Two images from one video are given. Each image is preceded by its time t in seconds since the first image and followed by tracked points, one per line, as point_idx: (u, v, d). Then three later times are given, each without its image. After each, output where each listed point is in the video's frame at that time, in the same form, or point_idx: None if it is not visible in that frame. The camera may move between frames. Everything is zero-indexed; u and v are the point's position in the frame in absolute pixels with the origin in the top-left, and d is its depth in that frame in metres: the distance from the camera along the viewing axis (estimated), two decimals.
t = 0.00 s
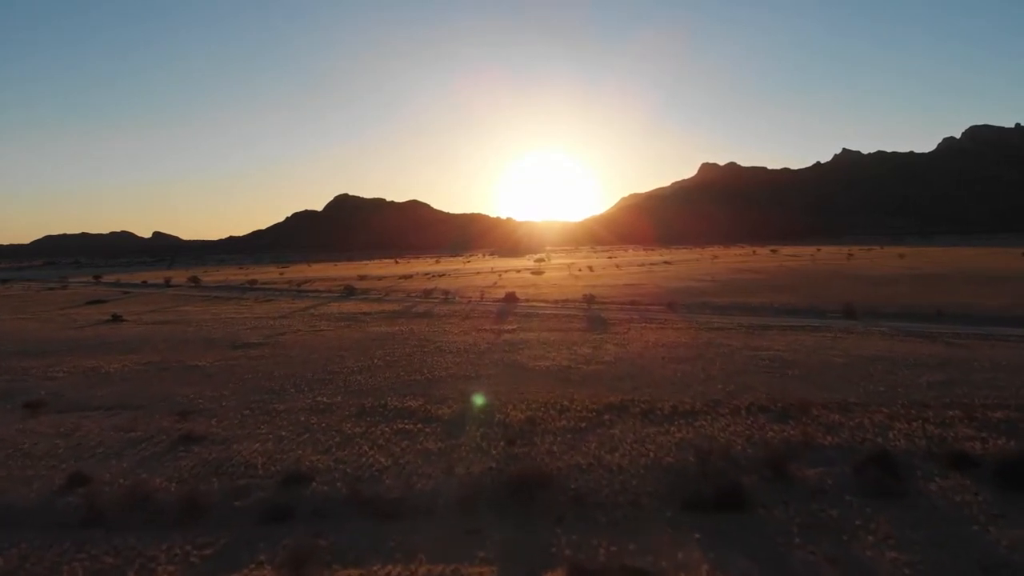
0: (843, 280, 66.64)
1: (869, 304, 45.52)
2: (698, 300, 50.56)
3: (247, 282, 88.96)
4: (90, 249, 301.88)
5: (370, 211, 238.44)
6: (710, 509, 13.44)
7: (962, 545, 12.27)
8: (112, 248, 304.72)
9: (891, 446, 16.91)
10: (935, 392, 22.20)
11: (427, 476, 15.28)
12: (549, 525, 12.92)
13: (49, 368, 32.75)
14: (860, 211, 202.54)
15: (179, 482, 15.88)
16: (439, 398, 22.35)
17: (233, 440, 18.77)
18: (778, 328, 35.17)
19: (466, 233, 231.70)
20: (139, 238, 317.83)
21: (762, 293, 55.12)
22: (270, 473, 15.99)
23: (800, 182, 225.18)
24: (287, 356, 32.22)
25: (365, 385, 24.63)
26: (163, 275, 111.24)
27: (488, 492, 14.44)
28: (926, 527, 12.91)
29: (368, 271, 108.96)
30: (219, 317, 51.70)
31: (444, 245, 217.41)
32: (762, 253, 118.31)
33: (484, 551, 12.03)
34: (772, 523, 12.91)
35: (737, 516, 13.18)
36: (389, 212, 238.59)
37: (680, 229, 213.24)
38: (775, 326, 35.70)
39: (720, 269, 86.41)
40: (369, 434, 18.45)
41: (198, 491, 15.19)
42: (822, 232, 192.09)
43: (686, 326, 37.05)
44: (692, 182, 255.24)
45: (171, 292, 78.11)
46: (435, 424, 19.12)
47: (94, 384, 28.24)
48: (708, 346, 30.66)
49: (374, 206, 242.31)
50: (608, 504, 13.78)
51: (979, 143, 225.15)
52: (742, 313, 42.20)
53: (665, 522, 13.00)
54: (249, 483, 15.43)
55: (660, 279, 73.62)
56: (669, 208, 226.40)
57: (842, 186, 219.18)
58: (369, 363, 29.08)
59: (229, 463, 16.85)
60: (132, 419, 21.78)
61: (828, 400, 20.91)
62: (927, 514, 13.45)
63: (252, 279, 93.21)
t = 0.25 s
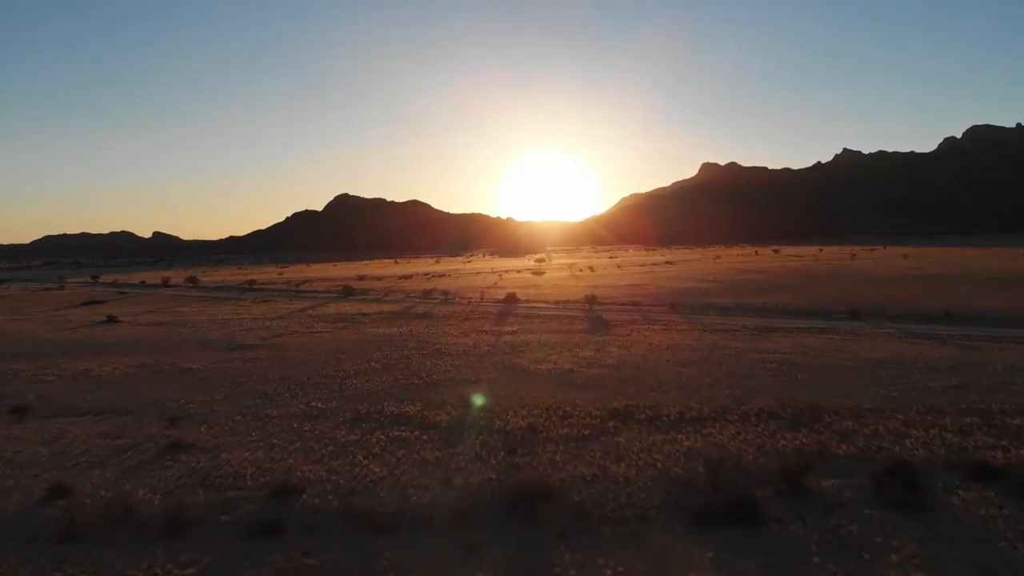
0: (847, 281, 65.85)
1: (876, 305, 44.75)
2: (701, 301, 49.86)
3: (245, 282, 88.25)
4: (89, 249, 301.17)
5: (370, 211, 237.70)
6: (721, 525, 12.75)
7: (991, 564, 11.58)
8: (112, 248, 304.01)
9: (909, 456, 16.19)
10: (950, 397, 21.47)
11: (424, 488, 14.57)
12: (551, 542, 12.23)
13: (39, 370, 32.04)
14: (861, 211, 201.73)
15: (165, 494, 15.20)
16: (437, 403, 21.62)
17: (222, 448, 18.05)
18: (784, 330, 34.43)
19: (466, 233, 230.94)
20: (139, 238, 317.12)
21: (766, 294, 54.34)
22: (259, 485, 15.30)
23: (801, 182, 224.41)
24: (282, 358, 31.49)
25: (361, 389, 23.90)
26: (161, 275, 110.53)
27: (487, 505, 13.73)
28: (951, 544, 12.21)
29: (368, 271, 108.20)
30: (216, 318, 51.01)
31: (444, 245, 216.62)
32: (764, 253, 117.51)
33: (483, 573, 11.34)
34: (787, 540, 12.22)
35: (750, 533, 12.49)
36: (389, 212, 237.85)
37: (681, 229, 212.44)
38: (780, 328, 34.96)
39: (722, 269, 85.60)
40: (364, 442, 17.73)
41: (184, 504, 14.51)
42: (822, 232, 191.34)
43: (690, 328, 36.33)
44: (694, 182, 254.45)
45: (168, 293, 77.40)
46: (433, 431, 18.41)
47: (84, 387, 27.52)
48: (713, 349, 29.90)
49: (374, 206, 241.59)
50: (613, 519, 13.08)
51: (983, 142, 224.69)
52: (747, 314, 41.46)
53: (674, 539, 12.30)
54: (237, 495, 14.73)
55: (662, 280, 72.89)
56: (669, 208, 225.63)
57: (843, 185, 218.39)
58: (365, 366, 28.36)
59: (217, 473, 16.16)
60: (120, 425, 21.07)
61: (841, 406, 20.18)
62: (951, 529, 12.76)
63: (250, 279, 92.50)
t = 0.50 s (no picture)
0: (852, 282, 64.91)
1: (884, 306, 43.86)
2: (704, 302, 49.00)
3: (242, 283, 87.33)
4: (88, 249, 300.07)
5: (369, 211, 236.79)
6: (736, 545, 11.87)
7: None
8: (110, 248, 302.98)
9: (933, 469, 15.31)
10: (970, 404, 20.57)
11: (419, 504, 13.70)
12: (554, 566, 11.36)
13: (26, 374, 31.15)
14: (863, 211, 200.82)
15: (145, 511, 14.33)
16: (434, 409, 20.77)
17: (208, 459, 17.17)
18: (790, 332, 33.61)
19: (466, 233, 230.03)
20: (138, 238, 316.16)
21: (770, 295, 53.44)
22: (245, 499, 14.43)
23: (802, 181, 223.52)
24: (278, 361, 30.65)
25: (356, 395, 23.01)
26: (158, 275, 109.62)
27: (486, 522, 12.86)
28: (986, 566, 11.34)
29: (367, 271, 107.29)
30: (210, 320, 50.07)
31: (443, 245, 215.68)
32: (766, 253, 116.55)
33: None
34: (809, 562, 11.35)
35: (769, 554, 11.60)
36: (389, 211, 236.94)
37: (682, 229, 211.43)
38: (788, 331, 34.10)
39: (725, 269, 84.65)
40: (356, 453, 16.83)
41: (163, 521, 13.63)
42: (824, 232, 190.38)
43: (695, 330, 35.42)
44: (695, 182, 253.52)
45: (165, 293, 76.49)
46: (430, 440, 17.53)
47: (70, 392, 26.62)
48: (720, 352, 29.00)
49: (374, 206, 240.71)
50: (623, 540, 12.17)
51: (985, 142, 223.75)
52: (752, 316, 40.59)
53: (687, 561, 11.43)
54: (220, 512, 13.87)
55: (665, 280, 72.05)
56: (670, 208, 224.71)
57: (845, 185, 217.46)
58: (361, 370, 27.45)
59: (201, 487, 15.28)
60: (103, 433, 20.19)
61: (856, 415, 19.30)
62: (985, 551, 11.87)
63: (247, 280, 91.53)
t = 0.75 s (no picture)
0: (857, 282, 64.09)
1: (891, 307, 43.06)
2: (708, 303, 48.15)
3: (240, 283, 86.55)
4: (87, 249, 299.25)
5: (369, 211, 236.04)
6: (751, 565, 11.11)
7: None
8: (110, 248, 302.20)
9: (956, 481, 14.55)
10: (989, 410, 19.79)
11: (414, 519, 12.94)
12: None
13: (15, 377, 30.39)
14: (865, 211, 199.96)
15: (124, 526, 13.58)
16: (432, 415, 20.00)
17: (195, 469, 16.41)
18: (798, 335, 32.82)
19: (466, 233, 229.23)
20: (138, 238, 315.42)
21: (775, 296, 52.64)
22: (230, 514, 13.67)
23: (803, 181, 222.66)
24: (273, 364, 29.89)
25: (351, 400, 22.23)
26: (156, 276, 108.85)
27: (485, 540, 12.10)
28: None
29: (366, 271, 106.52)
30: (206, 321, 49.30)
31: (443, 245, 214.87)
32: (768, 253, 115.67)
33: None
34: None
35: None
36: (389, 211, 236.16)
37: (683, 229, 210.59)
38: (795, 333, 33.31)
39: (728, 269, 83.79)
40: (349, 462, 16.08)
41: (143, 538, 12.88)
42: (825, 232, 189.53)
43: (700, 332, 34.62)
44: (696, 182, 252.70)
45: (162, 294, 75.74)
46: (427, 449, 16.76)
47: (58, 397, 25.87)
48: (726, 356, 28.23)
49: (374, 206, 239.96)
50: (631, 560, 11.42)
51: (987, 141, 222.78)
52: (758, 317, 39.78)
53: None
54: (203, 527, 13.11)
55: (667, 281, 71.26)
56: (671, 207, 223.92)
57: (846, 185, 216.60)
58: (357, 374, 26.68)
59: (185, 500, 14.53)
60: (88, 441, 19.43)
61: (871, 421, 18.53)
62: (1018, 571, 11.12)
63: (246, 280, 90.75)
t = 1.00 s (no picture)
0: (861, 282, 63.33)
1: (899, 309, 42.28)
2: (711, 304, 47.38)
3: (238, 283, 85.78)
4: (87, 249, 298.49)
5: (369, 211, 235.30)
6: None
7: None
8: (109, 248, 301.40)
9: (980, 494, 13.82)
10: (1008, 417, 19.04)
11: (409, 536, 12.20)
12: None
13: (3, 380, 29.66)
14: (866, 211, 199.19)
15: (102, 543, 12.83)
16: (429, 422, 19.25)
17: (180, 480, 15.66)
18: (804, 337, 32.05)
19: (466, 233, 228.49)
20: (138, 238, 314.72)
21: (779, 296, 51.87)
22: (214, 529, 12.93)
23: (804, 181, 221.88)
24: (267, 367, 29.13)
25: (345, 406, 21.47)
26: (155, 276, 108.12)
27: (484, 559, 11.36)
28: None
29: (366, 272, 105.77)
30: (202, 322, 48.54)
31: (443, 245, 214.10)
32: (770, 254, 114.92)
33: None
34: None
35: None
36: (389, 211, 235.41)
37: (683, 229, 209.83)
38: (802, 335, 32.55)
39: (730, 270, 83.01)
40: (342, 472, 15.34)
41: (122, 556, 12.14)
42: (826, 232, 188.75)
43: (704, 334, 33.87)
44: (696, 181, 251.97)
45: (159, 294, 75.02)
46: (423, 459, 16.01)
47: (45, 401, 25.10)
48: (732, 358, 27.46)
49: (373, 207, 239.23)
50: None
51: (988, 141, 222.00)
52: (763, 318, 39.01)
53: None
54: (185, 544, 12.39)
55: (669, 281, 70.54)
56: (672, 207, 223.13)
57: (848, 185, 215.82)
58: (353, 378, 25.92)
59: (168, 514, 13.79)
60: (71, 448, 18.67)
61: (887, 429, 17.79)
62: None
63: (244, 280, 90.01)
